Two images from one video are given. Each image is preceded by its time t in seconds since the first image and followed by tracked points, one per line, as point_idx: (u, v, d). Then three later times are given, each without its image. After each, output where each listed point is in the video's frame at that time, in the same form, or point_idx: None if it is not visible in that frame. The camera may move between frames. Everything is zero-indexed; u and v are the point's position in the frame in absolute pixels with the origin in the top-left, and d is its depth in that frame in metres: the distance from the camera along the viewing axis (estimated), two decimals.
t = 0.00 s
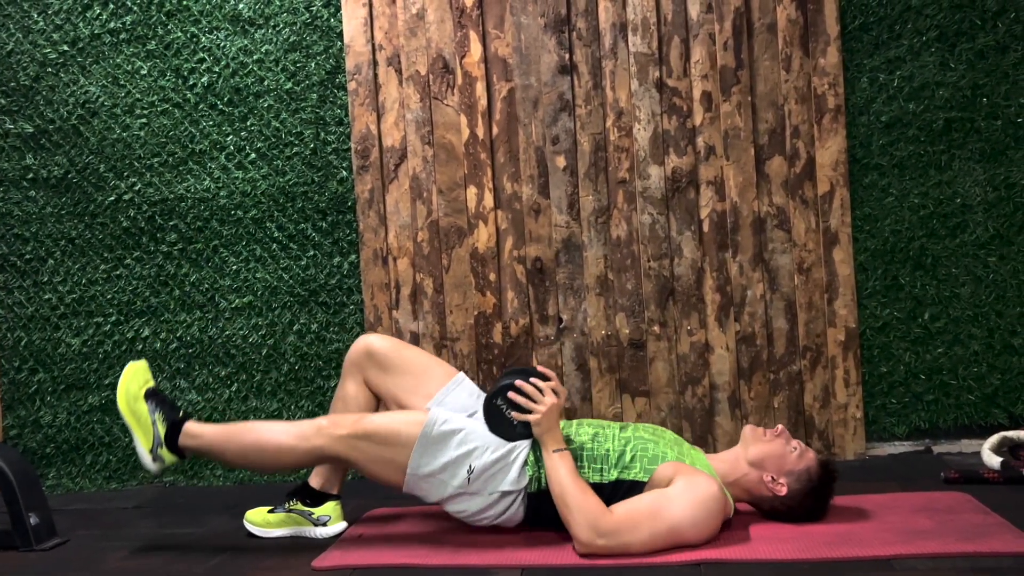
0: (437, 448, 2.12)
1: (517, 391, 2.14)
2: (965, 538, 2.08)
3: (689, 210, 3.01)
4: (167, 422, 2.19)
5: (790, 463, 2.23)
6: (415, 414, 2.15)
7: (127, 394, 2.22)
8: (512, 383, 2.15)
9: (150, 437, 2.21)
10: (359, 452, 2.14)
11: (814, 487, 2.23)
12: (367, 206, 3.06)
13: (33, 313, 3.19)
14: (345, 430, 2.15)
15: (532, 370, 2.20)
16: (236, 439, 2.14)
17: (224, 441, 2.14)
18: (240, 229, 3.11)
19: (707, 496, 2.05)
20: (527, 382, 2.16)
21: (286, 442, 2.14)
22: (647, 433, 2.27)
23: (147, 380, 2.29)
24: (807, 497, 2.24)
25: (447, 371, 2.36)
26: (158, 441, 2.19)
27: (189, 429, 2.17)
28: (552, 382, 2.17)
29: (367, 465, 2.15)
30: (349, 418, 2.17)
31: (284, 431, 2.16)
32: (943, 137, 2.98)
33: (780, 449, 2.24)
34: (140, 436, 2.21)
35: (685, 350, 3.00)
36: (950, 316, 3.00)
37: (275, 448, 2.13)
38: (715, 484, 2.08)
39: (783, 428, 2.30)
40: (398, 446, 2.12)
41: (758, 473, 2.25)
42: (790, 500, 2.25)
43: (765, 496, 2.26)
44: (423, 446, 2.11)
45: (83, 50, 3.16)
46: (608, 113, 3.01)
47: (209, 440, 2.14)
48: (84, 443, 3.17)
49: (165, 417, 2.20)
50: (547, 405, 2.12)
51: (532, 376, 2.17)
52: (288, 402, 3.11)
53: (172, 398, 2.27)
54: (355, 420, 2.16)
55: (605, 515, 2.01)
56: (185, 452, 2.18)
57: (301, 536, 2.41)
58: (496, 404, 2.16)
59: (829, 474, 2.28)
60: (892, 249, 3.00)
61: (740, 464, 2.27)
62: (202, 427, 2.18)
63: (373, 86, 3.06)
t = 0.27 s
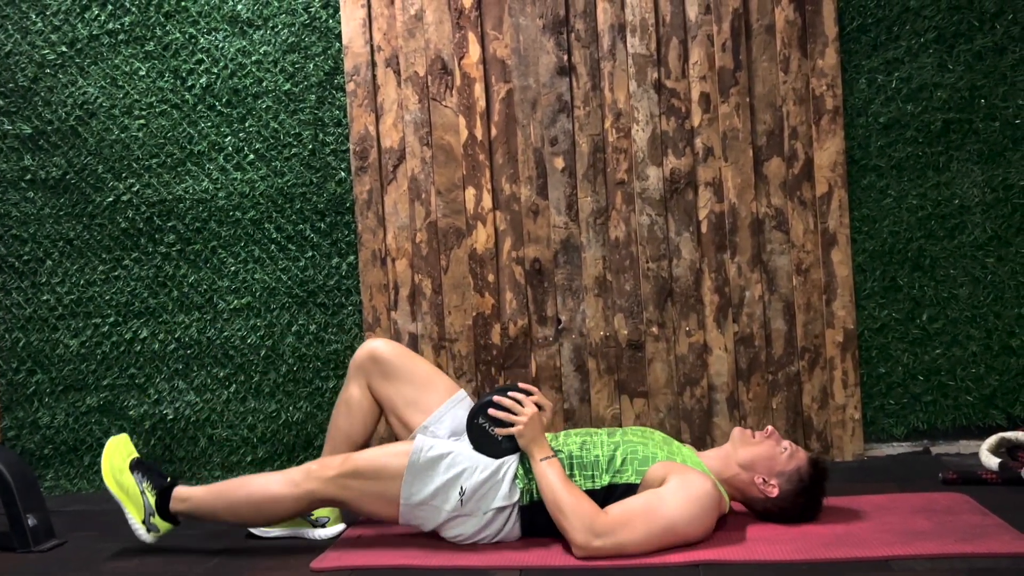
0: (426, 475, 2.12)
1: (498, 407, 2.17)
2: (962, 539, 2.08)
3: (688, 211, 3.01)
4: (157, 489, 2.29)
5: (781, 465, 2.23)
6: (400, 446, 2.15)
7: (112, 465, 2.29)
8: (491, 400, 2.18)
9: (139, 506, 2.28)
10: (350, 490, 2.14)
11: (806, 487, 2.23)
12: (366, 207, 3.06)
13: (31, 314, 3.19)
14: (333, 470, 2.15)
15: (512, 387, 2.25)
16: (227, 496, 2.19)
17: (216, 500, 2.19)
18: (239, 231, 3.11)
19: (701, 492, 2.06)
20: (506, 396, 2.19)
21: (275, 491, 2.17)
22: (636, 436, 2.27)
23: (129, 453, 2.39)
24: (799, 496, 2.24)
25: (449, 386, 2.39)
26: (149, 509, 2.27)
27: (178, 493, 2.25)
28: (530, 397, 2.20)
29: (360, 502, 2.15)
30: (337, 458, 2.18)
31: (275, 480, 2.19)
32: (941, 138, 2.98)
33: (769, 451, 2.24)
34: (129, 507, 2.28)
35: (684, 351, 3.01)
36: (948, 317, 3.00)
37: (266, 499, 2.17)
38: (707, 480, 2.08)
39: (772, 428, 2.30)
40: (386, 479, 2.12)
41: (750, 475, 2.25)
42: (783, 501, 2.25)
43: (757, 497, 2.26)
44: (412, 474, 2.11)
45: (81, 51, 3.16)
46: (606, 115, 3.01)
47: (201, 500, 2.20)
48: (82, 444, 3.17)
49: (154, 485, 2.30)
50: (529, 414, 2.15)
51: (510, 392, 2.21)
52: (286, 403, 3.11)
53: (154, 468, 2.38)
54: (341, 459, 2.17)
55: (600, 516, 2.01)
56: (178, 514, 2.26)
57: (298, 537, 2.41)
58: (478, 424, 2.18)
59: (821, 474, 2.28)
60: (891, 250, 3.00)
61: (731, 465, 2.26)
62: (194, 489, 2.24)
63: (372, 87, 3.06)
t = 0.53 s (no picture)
0: (423, 482, 2.13)
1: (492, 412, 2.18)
2: (961, 540, 2.08)
3: (686, 213, 3.01)
4: (153, 502, 2.30)
5: (777, 466, 2.23)
6: (396, 454, 2.17)
7: (107, 477, 2.30)
8: (486, 406, 2.20)
9: (134, 518, 2.30)
10: (348, 500, 2.16)
11: (803, 488, 2.23)
12: (364, 208, 3.06)
13: (29, 315, 3.19)
14: (330, 481, 2.18)
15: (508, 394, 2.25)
16: (227, 508, 2.22)
17: (216, 512, 2.22)
18: (237, 232, 3.11)
19: (699, 493, 2.05)
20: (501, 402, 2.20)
21: (273, 503, 2.20)
22: (634, 436, 2.27)
23: (122, 463, 2.39)
24: (796, 497, 2.24)
25: (452, 393, 2.39)
26: (145, 522, 2.30)
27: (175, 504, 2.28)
28: (527, 403, 2.21)
29: (359, 512, 2.17)
30: (334, 469, 2.20)
31: (273, 492, 2.22)
32: (939, 140, 2.99)
33: (767, 451, 2.24)
34: (125, 517, 2.30)
35: (682, 352, 3.01)
36: (946, 319, 3.00)
37: (265, 510, 2.20)
38: (706, 480, 2.08)
39: (769, 429, 2.30)
40: (383, 488, 2.14)
41: (747, 475, 2.25)
42: (780, 501, 2.25)
43: (754, 497, 2.27)
44: (409, 482, 2.13)
45: (80, 52, 3.15)
46: (605, 116, 3.01)
47: (202, 513, 2.23)
48: (80, 446, 3.17)
49: (150, 497, 2.30)
50: (523, 419, 2.15)
51: (505, 398, 2.22)
52: (284, 404, 3.11)
53: (148, 478, 2.38)
54: (338, 470, 2.19)
55: (599, 518, 2.01)
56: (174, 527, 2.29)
57: (297, 538, 2.41)
58: (473, 430, 2.19)
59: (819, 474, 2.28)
60: (889, 252, 3.01)
61: (728, 466, 2.26)
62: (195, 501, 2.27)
63: (371, 88, 3.06)
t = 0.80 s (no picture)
0: (430, 457, 2.13)
1: (505, 394, 2.17)
2: (959, 541, 2.09)
3: (685, 214, 3.01)
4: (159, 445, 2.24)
5: (782, 466, 2.23)
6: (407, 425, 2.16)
7: (116, 420, 2.30)
8: (500, 387, 2.18)
9: (139, 462, 2.24)
10: (355, 465, 2.15)
11: (805, 490, 2.23)
12: (363, 209, 3.06)
13: (27, 316, 3.18)
14: (339, 444, 2.15)
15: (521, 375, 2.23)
16: (227, 460, 2.14)
17: (216, 462, 2.15)
18: (236, 233, 3.11)
19: (698, 497, 2.06)
20: (516, 385, 2.19)
21: (278, 460, 2.15)
22: (642, 432, 2.27)
23: (134, 412, 2.38)
24: (796, 498, 2.24)
25: (446, 377, 2.36)
26: (149, 465, 2.22)
27: (178, 452, 2.19)
28: (540, 386, 2.19)
29: (363, 478, 2.16)
30: (343, 432, 2.18)
31: (278, 449, 2.16)
32: (937, 141, 2.99)
33: (772, 451, 2.24)
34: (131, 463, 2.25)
35: (681, 353, 3.01)
36: (945, 320, 3.00)
37: (269, 467, 2.14)
38: (706, 485, 2.09)
39: (776, 430, 2.30)
40: (392, 456, 2.13)
41: (750, 474, 2.25)
42: (780, 502, 2.25)
43: (755, 497, 2.27)
44: (417, 456, 2.13)
45: (78, 52, 3.15)
46: (604, 117, 3.02)
47: (202, 461, 2.15)
48: (79, 446, 3.16)
49: (155, 440, 2.25)
50: (535, 407, 2.14)
51: (520, 381, 2.20)
52: (283, 405, 3.11)
53: (159, 429, 2.35)
54: (347, 434, 2.17)
55: (598, 515, 2.00)
56: (179, 476, 2.21)
57: (296, 539, 2.41)
58: (485, 409, 2.19)
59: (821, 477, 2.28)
60: (887, 253, 3.01)
61: (733, 464, 2.27)
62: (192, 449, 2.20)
63: (369, 89, 3.06)
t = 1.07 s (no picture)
0: (458, 401, 2.09)
1: (550, 363, 2.09)
2: (959, 541, 2.08)
3: (684, 213, 3.01)
4: (182, 313, 2.14)
5: (791, 466, 2.24)
6: (439, 360, 2.10)
7: (143, 286, 2.19)
8: (549, 353, 2.09)
9: (162, 329, 2.15)
10: (380, 387, 2.09)
11: (812, 491, 2.23)
12: (362, 209, 3.06)
13: (26, 316, 3.18)
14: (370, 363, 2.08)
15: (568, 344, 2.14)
16: (253, 349, 2.05)
17: (240, 348, 2.06)
18: (234, 232, 3.11)
19: (704, 503, 2.06)
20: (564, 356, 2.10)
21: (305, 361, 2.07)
22: (662, 428, 2.28)
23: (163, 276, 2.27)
24: (802, 498, 2.23)
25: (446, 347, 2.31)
26: (171, 334, 2.13)
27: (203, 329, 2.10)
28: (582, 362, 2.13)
29: (384, 401, 2.11)
30: (375, 349, 2.11)
31: (307, 351, 2.08)
32: (936, 141, 2.99)
33: (782, 450, 2.25)
34: (154, 329, 2.16)
35: (680, 353, 3.01)
36: (944, 320, 3.00)
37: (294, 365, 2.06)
38: (715, 493, 2.09)
39: (788, 432, 2.31)
40: (419, 391, 2.08)
41: (758, 472, 2.26)
42: (786, 502, 2.25)
43: (761, 496, 2.26)
44: (445, 395, 2.08)
45: (76, 52, 3.15)
46: (603, 117, 3.01)
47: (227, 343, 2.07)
48: (77, 447, 3.16)
49: (179, 309, 2.14)
50: (574, 388, 2.08)
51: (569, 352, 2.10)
52: (281, 405, 3.10)
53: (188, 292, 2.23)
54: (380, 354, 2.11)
55: (607, 506, 1.99)
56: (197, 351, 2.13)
57: (295, 540, 2.40)
58: (526, 369, 2.10)
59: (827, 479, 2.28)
60: (886, 253, 3.01)
61: (742, 464, 2.27)
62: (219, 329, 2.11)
63: (368, 89, 3.06)
